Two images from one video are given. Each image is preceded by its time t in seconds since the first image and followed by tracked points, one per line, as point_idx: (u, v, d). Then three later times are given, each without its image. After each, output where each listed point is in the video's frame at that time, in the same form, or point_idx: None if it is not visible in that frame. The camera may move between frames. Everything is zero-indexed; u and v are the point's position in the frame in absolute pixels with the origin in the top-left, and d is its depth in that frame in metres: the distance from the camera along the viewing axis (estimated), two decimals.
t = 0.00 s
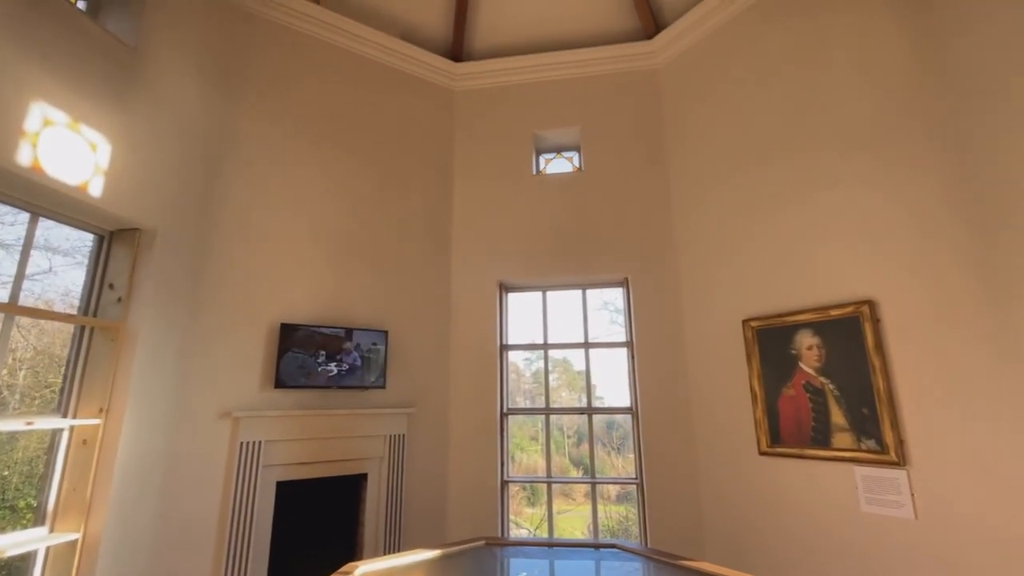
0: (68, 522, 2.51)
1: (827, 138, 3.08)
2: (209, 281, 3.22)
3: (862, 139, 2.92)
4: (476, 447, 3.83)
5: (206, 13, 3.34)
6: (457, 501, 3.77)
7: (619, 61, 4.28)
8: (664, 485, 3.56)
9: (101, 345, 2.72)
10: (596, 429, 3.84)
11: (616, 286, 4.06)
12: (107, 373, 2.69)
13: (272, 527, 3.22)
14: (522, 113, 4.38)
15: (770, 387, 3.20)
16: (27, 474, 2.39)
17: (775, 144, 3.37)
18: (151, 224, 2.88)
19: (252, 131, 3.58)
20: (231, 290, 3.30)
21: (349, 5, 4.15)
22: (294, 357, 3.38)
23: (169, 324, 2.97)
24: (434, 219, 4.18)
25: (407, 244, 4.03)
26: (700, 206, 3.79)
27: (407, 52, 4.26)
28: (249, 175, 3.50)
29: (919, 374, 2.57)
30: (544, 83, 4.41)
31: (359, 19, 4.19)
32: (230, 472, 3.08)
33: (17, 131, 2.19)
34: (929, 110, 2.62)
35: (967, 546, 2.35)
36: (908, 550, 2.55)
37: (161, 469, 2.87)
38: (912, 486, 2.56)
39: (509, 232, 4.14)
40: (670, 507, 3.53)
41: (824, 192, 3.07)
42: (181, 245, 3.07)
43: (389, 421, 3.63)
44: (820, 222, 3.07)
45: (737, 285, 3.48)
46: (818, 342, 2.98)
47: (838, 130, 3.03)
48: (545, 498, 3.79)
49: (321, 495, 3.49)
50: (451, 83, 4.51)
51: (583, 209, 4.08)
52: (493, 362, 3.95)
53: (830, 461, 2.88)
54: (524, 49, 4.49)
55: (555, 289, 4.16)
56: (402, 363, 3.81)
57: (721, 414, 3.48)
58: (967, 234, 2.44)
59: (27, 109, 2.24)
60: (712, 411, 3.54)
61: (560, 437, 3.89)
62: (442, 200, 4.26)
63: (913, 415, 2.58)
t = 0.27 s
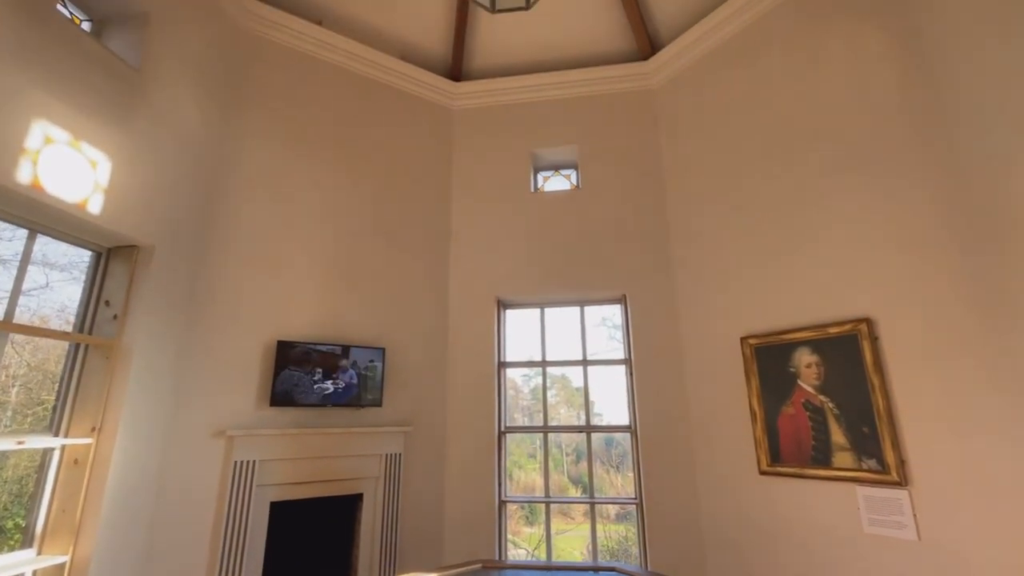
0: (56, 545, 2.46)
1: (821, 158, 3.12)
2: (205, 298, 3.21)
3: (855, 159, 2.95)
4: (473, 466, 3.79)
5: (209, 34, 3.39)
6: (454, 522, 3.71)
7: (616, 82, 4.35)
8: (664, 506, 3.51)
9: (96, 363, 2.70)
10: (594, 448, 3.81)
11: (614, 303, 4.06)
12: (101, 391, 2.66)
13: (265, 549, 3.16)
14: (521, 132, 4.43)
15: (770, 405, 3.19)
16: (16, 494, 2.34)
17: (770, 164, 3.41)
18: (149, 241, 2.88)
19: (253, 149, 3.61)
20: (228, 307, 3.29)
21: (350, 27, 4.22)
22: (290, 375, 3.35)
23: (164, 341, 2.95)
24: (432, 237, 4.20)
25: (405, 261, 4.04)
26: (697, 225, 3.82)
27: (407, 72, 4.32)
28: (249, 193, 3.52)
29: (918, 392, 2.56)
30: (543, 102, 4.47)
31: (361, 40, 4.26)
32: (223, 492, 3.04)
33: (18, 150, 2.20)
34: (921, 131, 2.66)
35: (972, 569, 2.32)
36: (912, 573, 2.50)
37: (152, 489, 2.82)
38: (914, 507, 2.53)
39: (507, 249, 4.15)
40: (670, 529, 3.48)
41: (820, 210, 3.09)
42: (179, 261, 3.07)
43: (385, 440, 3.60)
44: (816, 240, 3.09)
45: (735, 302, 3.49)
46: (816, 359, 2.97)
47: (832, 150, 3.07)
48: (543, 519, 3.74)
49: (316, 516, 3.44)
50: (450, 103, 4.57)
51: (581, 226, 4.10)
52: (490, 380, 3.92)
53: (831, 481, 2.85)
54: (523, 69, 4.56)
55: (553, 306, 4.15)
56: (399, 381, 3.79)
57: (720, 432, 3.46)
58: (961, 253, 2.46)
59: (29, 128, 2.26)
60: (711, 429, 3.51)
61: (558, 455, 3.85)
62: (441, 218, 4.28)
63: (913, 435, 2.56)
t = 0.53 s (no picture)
0: (45, 566, 2.41)
1: (818, 176, 3.15)
2: (202, 315, 3.20)
3: (851, 177, 2.98)
4: (471, 485, 3.74)
5: (211, 53, 3.44)
6: (451, 542, 3.65)
7: (614, 100, 4.40)
8: (664, 525, 3.46)
9: (91, 380, 2.68)
10: (593, 465, 3.77)
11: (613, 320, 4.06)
12: (95, 408, 2.64)
13: (259, 570, 3.11)
14: (520, 149, 4.47)
15: (770, 423, 3.17)
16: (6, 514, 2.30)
17: (767, 181, 3.44)
18: (147, 257, 2.88)
19: (253, 166, 3.64)
20: (226, 324, 3.27)
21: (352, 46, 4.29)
22: (287, 391, 3.33)
23: (161, 358, 2.94)
24: (431, 253, 4.21)
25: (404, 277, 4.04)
26: (695, 241, 3.84)
27: (407, 90, 4.38)
28: (249, 209, 3.54)
29: (918, 410, 2.55)
30: (541, 120, 4.52)
31: (362, 59, 4.32)
32: (217, 512, 2.99)
33: (19, 167, 2.21)
34: (915, 150, 2.69)
35: None
36: None
37: (145, 508, 2.78)
38: (917, 527, 2.49)
39: (506, 265, 4.16)
40: (671, 549, 3.42)
41: (817, 227, 3.11)
42: (177, 278, 3.07)
43: (383, 458, 3.57)
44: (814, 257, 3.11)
45: (733, 319, 3.49)
46: (815, 376, 2.96)
47: (828, 168, 3.10)
48: (542, 538, 3.69)
49: (311, 536, 3.38)
50: (450, 120, 4.61)
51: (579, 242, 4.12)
52: (488, 397, 3.90)
53: (833, 500, 2.82)
54: (522, 88, 4.62)
55: (552, 322, 4.15)
56: (397, 398, 3.76)
57: (720, 450, 3.43)
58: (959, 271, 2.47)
59: (30, 145, 2.27)
60: (711, 447, 3.48)
61: (557, 473, 3.81)
62: (440, 234, 4.29)
63: (915, 453, 2.54)
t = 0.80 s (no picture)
0: None
1: (815, 194, 3.18)
2: (200, 332, 3.19)
3: (848, 195, 3.01)
4: (469, 504, 3.69)
5: (214, 72, 3.48)
6: (449, 563, 3.59)
7: (612, 118, 4.46)
8: (665, 545, 3.41)
9: (86, 397, 2.66)
10: (593, 484, 3.72)
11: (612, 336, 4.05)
12: (90, 426, 2.61)
13: None
14: (519, 166, 4.51)
15: (770, 440, 3.14)
16: None
17: (764, 198, 3.46)
18: (146, 273, 2.88)
19: (254, 182, 3.66)
20: (223, 340, 3.26)
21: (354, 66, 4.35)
22: (284, 409, 3.30)
23: (157, 375, 2.92)
24: (431, 269, 4.21)
25: (403, 293, 4.04)
26: (693, 258, 3.85)
27: (408, 108, 4.43)
28: (249, 225, 3.55)
29: (919, 428, 2.53)
30: (540, 137, 4.57)
31: (364, 78, 4.38)
32: (211, 531, 2.95)
33: (20, 184, 2.23)
34: (911, 168, 2.72)
35: None
36: None
37: (138, 528, 2.74)
38: (921, 547, 2.46)
39: (505, 282, 4.16)
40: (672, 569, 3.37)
41: (815, 245, 3.13)
42: (175, 294, 3.07)
43: (380, 476, 3.53)
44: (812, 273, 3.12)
45: (733, 335, 3.48)
46: (816, 394, 2.95)
47: (825, 185, 3.13)
48: (541, 558, 3.63)
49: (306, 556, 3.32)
50: (450, 138, 4.66)
51: (578, 258, 4.14)
52: (487, 415, 3.86)
53: (835, 520, 2.78)
54: (521, 106, 4.68)
55: (551, 338, 4.14)
56: (394, 415, 3.73)
57: (721, 469, 3.39)
58: (957, 288, 2.47)
59: (32, 163, 2.29)
60: (712, 465, 3.45)
61: (556, 491, 3.76)
62: (439, 251, 4.31)
63: (918, 472, 2.52)
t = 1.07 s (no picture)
0: None
1: (813, 211, 3.20)
2: (199, 348, 3.18)
3: (846, 212, 3.03)
4: (468, 523, 3.64)
5: (217, 91, 3.53)
6: None
7: (611, 135, 4.51)
8: (667, 566, 3.36)
9: (82, 415, 2.64)
10: (594, 502, 3.68)
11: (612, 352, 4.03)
12: (85, 445, 2.59)
13: None
14: (519, 183, 4.55)
15: (772, 459, 3.11)
16: None
17: (763, 215, 3.48)
18: (146, 289, 2.88)
19: (255, 199, 3.69)
20: (222, 356, 3.25)
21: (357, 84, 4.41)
22: (281, 426, 3.27)
23: (154, 392, 2.90)
24: (430, 285, 4.21)
25: (402, 309, 4.03)
26: (693, 274, 3.86)
27: (409, 126, 4.47)
28: (249, 242, 3.57)
29: (922, 446, 2.51)
30: (540, 154, 4.61)
31: (366, 96, 4.43)
32: (205, 552, 2.90)
33: (22, 202, 2.24)
34: (909, 186, 2.75)
35: None
36: None
37: (131, 549, 2.69)
38: (927, 568, 2.42)
39: (505, 298, 4.16)
40: None
41: (814, 262, 3.14)
42: (174, 310, 3.06)
43: (378, 495, 3.48)
44: (811, 290, 3.13)
45: (733, 351, 3.48)
46: (817, 411, 2.93)
47: (822, 202, 3.15)
48: None
49: None
50: (451, 155, 4.70)
51: (578, 274, 4.15)
52: (486, 432, 3.83)
53: (839, 540, 2.74)
54: (521, 124, 4.73)
55: (551, 354, 4.12)
56: (393, 433, 3.70)
57: (723, 487, 3.35)
58: (957, 305, 2.47)
59: (35, 180, 2.30)
60: (714, 483, 3.41)
61: (556, 509, 3.71)
62: (439, 267, 4.31)
63: (921, 490, 2.49)
